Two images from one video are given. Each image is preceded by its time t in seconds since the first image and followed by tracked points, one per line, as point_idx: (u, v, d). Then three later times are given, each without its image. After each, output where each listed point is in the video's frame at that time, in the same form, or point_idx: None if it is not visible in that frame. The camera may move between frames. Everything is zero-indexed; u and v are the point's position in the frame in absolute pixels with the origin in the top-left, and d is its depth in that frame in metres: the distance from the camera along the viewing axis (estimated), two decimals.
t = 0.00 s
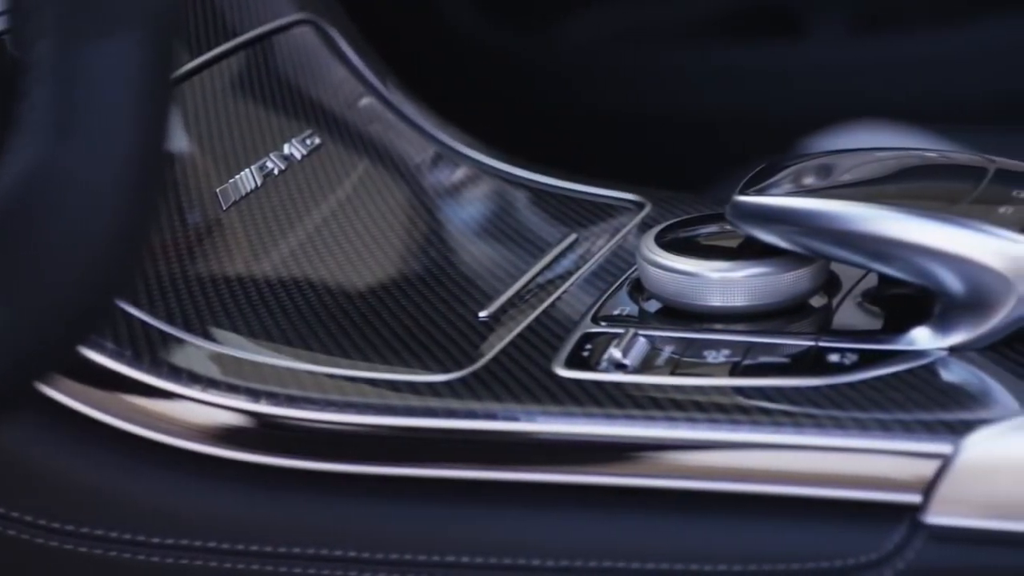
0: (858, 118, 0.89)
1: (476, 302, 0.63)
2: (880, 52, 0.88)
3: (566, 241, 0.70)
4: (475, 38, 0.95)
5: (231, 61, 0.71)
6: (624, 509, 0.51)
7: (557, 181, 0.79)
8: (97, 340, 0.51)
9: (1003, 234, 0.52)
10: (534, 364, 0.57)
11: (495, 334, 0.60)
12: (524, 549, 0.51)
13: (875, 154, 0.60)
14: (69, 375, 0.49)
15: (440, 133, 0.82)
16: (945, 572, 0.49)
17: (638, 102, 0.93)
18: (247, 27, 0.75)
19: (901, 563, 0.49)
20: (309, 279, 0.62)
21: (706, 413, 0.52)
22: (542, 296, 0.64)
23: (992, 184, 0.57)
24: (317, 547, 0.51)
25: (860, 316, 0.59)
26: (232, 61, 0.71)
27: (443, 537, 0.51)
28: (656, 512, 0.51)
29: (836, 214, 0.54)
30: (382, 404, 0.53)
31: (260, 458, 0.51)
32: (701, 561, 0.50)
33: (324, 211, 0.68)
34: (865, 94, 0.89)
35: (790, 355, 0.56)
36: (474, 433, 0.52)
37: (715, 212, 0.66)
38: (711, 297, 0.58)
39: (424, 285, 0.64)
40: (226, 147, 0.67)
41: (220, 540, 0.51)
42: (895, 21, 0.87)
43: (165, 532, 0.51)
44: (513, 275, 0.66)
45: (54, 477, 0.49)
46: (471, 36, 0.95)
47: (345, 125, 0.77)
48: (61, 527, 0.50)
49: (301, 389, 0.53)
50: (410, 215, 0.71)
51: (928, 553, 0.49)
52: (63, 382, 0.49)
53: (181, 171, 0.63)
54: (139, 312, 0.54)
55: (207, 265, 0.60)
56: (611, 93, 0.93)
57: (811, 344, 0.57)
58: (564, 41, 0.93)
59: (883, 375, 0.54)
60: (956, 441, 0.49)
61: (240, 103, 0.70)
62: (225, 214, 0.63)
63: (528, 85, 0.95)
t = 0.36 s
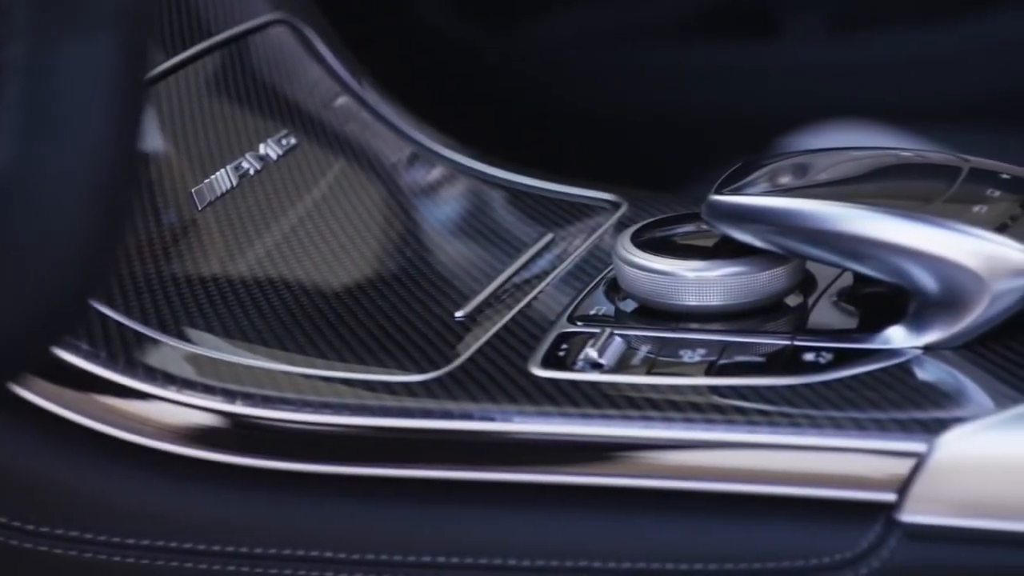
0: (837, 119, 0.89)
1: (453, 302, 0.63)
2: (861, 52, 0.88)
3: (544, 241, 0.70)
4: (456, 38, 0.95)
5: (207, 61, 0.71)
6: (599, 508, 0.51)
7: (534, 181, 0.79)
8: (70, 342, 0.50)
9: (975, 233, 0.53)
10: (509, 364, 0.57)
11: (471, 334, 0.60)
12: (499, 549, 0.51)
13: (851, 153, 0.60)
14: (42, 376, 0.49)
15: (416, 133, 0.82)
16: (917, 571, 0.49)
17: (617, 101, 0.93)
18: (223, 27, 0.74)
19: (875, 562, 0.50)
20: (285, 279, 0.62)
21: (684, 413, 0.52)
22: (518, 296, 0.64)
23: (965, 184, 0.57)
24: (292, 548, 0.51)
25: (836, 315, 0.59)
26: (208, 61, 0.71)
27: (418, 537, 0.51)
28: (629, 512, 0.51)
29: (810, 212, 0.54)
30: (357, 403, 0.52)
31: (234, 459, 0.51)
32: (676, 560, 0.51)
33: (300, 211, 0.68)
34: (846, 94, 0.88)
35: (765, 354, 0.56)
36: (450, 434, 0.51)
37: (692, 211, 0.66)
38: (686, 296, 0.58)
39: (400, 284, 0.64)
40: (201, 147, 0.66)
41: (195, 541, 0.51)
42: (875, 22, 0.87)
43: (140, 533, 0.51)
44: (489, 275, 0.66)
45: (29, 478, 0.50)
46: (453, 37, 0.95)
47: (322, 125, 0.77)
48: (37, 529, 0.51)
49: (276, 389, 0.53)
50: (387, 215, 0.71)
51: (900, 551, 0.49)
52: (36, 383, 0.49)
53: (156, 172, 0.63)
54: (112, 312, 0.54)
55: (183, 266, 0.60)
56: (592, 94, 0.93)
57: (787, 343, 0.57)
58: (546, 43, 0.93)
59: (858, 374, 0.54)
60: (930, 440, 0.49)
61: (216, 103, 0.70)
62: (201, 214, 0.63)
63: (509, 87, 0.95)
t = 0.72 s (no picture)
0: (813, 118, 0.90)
1: (429, 302, 0.63)
2: (835, 51, 0.88)
3: (520, 240, 0.70)
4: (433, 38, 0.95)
5: (181, 60, 0.71)
6: (576, 508, 0.51)
7: (511, 181, 0.79)
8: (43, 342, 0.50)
9: (950, 232, 0.53)
10: (485, 364, 0.57)
11: (448, 334, 0.60)
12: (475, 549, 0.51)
13: (826, 153, 0.60)
14: (15, 376, 0.49)
15: (391, 133, 0.82)
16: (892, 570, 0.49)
17: (593, 101, 0.93)
18: (198, 26, 0.74)
19: (850, 561, 0.50)
20: (260, 279, 0.62)
21: (660, 412, 0.52)
22: (495, 296, 0.64)
23: (939, 184, 0.57)
24: (268, 549, 0.51)
25: (811, 314, 0.59)
26: (182, 61, 0.71)
27: (394, 537, 0.51)
28: (606, 512, 0.51)
29: (785, 212, 0.54)
30: (332, 404, 0.52)
31: (207, 459, 0.51)
32: (652, 560, 0.51)
33: (275, 211, 0.68)
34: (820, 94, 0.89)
35: (741, 353, 0.56)
36: (425, 433, 0.51)
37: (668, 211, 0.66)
38: (662, 296, 0.58)
39: (376, 284, 0.64)
40: (176, 147, 0.66)
41: (169, 542, 0.51)
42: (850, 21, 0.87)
43: (114, 535, 0.51)
44: (465, 275, 0.66)
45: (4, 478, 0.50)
46: (429, 37, 0.95)
47: (297, 124, 0.76)
48: (12, 531, 0.51)
49: (251, 390, 0.53)
50: (363, 215, 0.71)
51: (876, 549, 0.49)
52: (10, 383, 0.49)
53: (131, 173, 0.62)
54: (86, 312, 0.54)
55: (158, 266, 0.60)
56: (569, 94, 0.94)
57: (762, 343, 0.57)
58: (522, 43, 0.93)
59: (834, 373, 0.54)
60: (905, 438, 0.49)
61: (191, 103, 0.70)
62: (176, 214, 0.63)
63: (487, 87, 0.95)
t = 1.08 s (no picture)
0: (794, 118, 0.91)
1: (405, 302, 0.63)
2: (811, 49, 0.89)
3: (498, 240, 0.70)
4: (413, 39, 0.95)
5: (156, 60, 0.71)
6: (551, 508, 0.51)
7: (488, 180, 0.79)
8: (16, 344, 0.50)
9: (927, 232, 0.53)
10: (461, 364, 0.56)
11: (424, 334, 0.59)
12: (450, 549, 0.51)
13: (802, 152, 0.60)
14: None
15: (368, 132, 0.82)
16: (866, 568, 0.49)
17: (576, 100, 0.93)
18: (174, 27, 0.74)
19: (825, 560, 0.50)
20: (236, 279, 0.62)
21: (637, 412, 0.52)
22: (471, 296, 0.64)
23: (914, 182, 0.57)
24: (243, 550, 0.51)
25: (787, 313, 0.59)
26: (156, 61, 0.71)
27: (370, 537, 0.51)
28: (581, 512, 0.51)
29: (758, 211, 0.54)
30: (306, 404, 0.52)
31: (181, 459, 0.51)
32: (628, 559, 0.51)
33: (251, 211, 0.68)
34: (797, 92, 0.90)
35: (716, 352, 0.56)
36: (399, 434, 0.51)
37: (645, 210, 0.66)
38: (638, 295, 0.58)
39: (352, 284, 0.64)
40: (151, 147, 0.66)
41: (144, 543, 0.51)
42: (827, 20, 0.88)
43: (88, 536, 0.51)
44: (442, 275, 0.66)
45: None
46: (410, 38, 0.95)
47: (273, 124, 0.76)
48: None
49: (225, 390, 0.53)
50: (339, 215, 0.71)
51: (852, 547, 0.49)
52: None
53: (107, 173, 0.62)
54: (60, 313, 0.54)
55: (133, 266, 0.60)
56: (550, 94, 0.94)
57: (738, 343, 0.57)
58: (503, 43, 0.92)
59: (810, 372, 0.54)
60: (879, 437, 0.49)
61: (167, 103, 0.70)
62: (151, 214, 0.63)
63: (469, 87, 0.95)
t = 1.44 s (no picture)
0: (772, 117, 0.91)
1: (382, 301, 0.63)
2: (791, 49, 0.89)
3: (476, 240, 0.70)
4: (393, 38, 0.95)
5: (133, 60, 0.71)
6: (528, 508, 0.51)
7: (466, 180, 0.79)
8: None
9: (903, 231, 0.53)
10: (438, 364, 0.56)
11: (401, 334, 0.59)
12: (427, 549, 0.51)
13: (779, 152, 0.60)
14: None
15: (345, 132, 0.82)
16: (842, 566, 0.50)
17: (554, 100, 0.93)
18: (150, 26, 0.74)
19: (801, 559, 0.50)
20: (212, 279, 0.62)
21: (615, 412, 0.51)
22: (449, 296, 0.64)
23: (890, 182, 0.57)
24: (220, 551, 0.51)
25: (764, 313, 0.59)
26: (133, 60, 0.71)
27: (347, 538, 0.51)
28: (558, 511, 0.51)
29: (733, 210, 0.54)
30: (283, 405, 0.52)
31: (156, 459, 0.51)
32: (605, 559, 0.51)
33: (228, 212, 0.68)
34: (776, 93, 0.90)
35: (694, 351, 0.56)
36: (376, 434, 0.50)
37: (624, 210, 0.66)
38: (616, 294, 0.58)
39: (329, 284, 0.64)
40: (126, 147, 0.66)
41: (120, 544, 0.51)
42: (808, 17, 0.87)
43: (65, 537, 0.51)
44: (419, 275, 0.66)
45: None
46: (389, 39, 0.95)
47: (249, 124, 0.76)
48: None
49: (201, 390, 0.52)
50: (317, 215, 0.71)
51: (828, 546, 0.50)
52: None
53: (84, 173, 0.62)
54: (34, 312, 0.54)
55: (109, 266, 0.60)
56: (530, 94, 0.94)
57: (715, 342, 0.57)
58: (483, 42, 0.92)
59: (786, 371, 0.54)
60: (855, 436, 0.49)
61: (142, 103, 0.70)
62: (127, 214, 0.63)
63: (449, 87, 0.95)
